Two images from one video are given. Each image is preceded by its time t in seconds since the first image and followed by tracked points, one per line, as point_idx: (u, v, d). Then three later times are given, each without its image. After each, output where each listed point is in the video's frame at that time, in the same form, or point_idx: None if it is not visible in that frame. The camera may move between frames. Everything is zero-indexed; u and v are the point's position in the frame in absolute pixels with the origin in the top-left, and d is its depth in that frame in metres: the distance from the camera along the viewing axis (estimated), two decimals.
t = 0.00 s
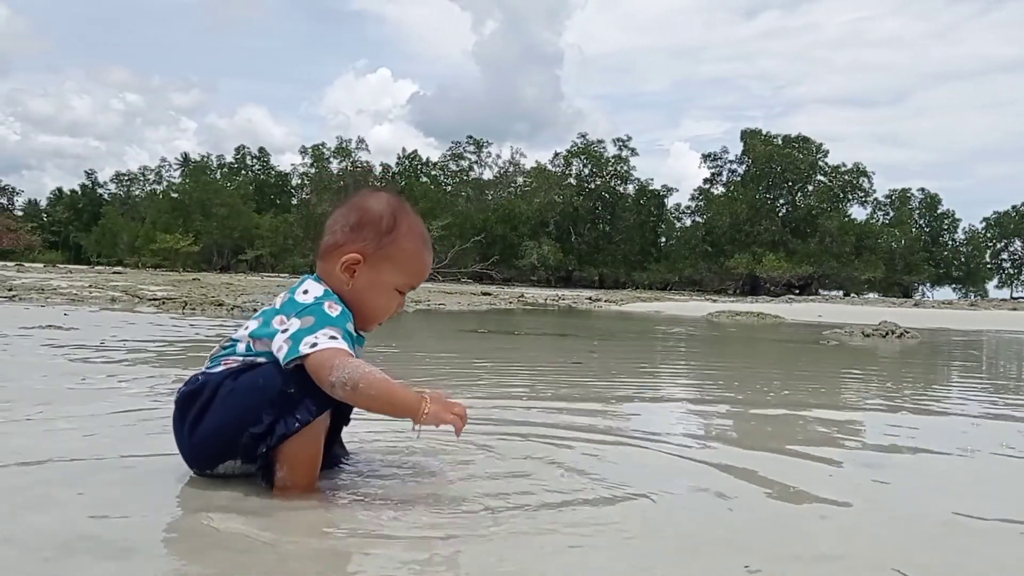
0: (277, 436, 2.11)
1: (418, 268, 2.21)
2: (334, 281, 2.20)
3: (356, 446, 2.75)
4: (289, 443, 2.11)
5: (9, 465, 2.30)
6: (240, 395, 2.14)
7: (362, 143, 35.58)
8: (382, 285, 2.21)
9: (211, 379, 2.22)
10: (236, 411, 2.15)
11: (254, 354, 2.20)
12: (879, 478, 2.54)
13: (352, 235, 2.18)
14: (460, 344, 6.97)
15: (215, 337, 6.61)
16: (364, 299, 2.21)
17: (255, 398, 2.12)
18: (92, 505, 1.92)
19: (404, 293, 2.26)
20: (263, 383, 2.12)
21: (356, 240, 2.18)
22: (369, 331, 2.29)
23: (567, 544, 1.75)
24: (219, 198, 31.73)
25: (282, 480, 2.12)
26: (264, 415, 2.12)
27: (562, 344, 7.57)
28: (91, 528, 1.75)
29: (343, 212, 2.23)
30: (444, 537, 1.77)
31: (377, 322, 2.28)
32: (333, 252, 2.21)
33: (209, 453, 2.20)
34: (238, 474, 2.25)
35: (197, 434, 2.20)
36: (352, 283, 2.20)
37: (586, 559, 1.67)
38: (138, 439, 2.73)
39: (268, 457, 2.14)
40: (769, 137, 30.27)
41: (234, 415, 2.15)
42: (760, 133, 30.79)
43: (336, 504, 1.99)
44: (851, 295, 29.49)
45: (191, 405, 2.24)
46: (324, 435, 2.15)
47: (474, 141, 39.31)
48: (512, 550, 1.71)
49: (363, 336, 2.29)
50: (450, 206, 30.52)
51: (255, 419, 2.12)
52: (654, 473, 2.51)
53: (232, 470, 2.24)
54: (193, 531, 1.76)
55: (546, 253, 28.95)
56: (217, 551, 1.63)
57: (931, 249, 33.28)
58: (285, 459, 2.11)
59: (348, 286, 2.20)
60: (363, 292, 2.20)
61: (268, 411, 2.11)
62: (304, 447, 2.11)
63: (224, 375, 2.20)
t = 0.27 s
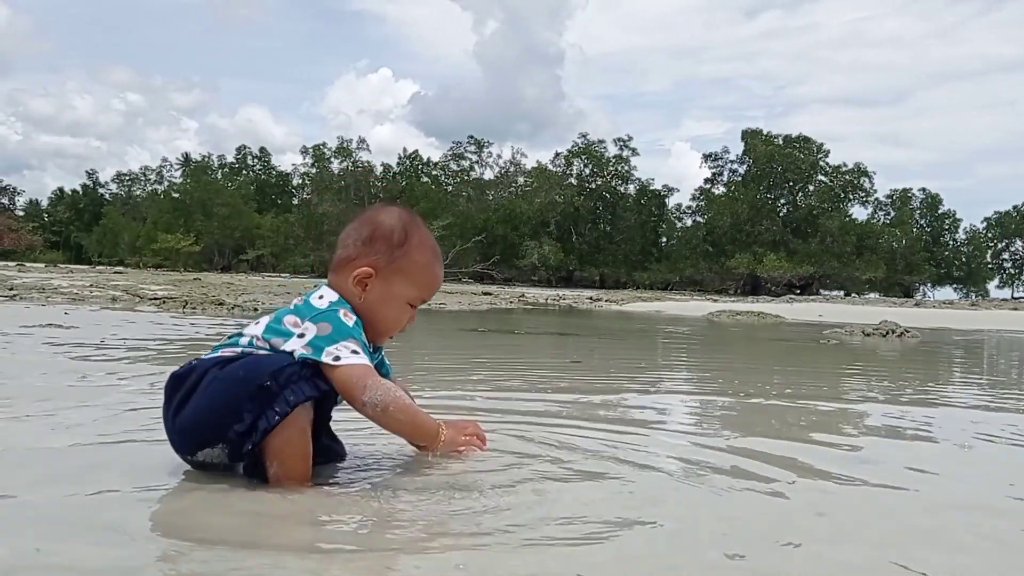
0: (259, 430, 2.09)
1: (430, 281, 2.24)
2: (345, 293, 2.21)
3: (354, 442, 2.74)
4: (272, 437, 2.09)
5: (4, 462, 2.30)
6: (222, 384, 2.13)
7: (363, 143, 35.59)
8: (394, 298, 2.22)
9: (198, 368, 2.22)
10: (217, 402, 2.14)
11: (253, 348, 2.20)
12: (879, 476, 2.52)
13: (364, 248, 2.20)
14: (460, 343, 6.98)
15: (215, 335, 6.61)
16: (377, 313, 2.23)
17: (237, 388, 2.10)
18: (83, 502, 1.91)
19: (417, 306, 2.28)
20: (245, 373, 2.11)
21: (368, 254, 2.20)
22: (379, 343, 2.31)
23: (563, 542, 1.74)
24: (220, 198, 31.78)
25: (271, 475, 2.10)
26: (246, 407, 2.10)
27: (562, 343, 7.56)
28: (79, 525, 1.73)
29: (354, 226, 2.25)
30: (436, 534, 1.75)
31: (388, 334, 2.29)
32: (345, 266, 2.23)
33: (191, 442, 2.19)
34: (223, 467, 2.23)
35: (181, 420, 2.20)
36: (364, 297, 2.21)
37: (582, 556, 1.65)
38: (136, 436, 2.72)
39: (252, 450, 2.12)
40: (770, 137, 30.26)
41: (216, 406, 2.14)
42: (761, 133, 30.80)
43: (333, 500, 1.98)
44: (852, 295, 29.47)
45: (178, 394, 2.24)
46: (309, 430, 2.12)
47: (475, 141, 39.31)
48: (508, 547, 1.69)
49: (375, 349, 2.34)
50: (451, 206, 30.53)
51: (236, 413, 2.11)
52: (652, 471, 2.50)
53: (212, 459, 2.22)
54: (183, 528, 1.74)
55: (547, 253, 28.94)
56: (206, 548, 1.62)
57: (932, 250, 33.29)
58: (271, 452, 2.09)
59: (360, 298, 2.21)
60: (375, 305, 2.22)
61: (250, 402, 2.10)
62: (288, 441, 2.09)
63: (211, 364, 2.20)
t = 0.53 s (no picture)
0: (261, 429, 2.09)
1: (450, 302, 2.25)
2: (365, 306, 2.24)
3: (358, 443, 2.74)
4: (273, 437, 2.08)
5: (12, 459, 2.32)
6: (228, 379, 2.15)
7: (365, 143, 35.58)
8: (412, 315, 2.24)
9: (208, 361, 2.24)
10: (220, 398, 2.15)
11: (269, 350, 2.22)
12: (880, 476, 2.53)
13: (388, 263, 2.23)
14: (461, 343, 6.98)
15: (216, 335, 6.61)
16: (395, 328, 2.25)
17: (242, 386, 2.11)
18: (90, 500, 1.93)
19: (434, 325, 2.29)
20: (250, 371, 2.12)
21: (392, 270, 2.23)
22: (395, 358, 2.33)
23: (565, 542, 1.74)
24: (221, 198, 31.77)
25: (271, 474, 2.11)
26: (250, 406, 2.11)
27: (563, 343, 7.56)
28: (85, 525, 1.75)
29: (381, 241, 2.28)
30: (440, 537, 1.76)
31: (404, 351, 2.31)
32: (368, 279, 2.25)
33: (195, 433, 2.21)
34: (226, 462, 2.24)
35: (187, 411, 2.22)
36: (383, 310, 2.24)
37: (584, 556, 1.66)
38: (141, 435, 2.73)
39: (250, 448, 2.12)
40: (772, 137, 30.22)
41: (219, 402, 2.15)
42: (763, 133, 30.76)
43: (337, 502, 1.99)
44: (854, 295, 29.43)
45: (188, 386, 2.27)
46: (311, 433, 2.11)
47: (476, 141, 39.30)
48: (510, 548, 1.69)
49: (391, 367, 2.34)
50: (452, 206, 30.51)
51: (238, 411, 2.12)
52: (654, 471, 2.51)
53: (213, 452, 2.23)
54: (190, 527, 1.75)
55: (548, 253, 28.91)
56: (212, 549, 1.63)
57: (934, 250, 33.25)
58: (271, 453, 2.09)
59: (379, 313, 2.24)
60: (393, 320, 2.24)
61: (253, 401, 2.10)
62: (289, 442, 2.09)
63: (220, 359, 2.22)
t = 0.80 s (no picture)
0: (269, 430, 2.09)
1: (469, 322, 2.27)
2: (386, 317, 2.23)
3: (360, 445, 2.74)
4: (280, 439, 2.08)
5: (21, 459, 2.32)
6: (243, 376, 2.14)
7: (366, 143, 35.60)
8: (431, 331, 2.25)
9: (224, 355, 2.25)
10: (229, 395, 2.15)
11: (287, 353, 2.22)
12: (885, 478, 2.52)
13: (413, 277, 2.23)
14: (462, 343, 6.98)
15: (218, 336, 6.62)
16: (414, 343, 2.25)
17: (255, 384, 2.11)
18: (100, 501, 1.94)
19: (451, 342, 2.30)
20: (265, 371, 2.12)
21: (416, 283, 2.23)
22: (407, 371, 2.33)
23: (571, 545, 1.75)
24: (223, 198, 31.80)
25: (275, 477, 2.10)
26: (260, 405, 2.10)
27: (565, 344, 7.57)
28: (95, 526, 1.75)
29: (407, 254, 2.27)
30: (448, 539, 1.75)
31: (418, 365, 2.31)
32: (392, 290, 2.25)
33: (201, 428, 2.20)
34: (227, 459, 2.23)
35: (195, 404, 2.21)
36: (404, 324, 2.24)
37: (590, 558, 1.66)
38: (144, 438, 2.73)
39: (257, 448, 2.11)
40: (773, 137, 30.18)
41: (229, 398, 2.15)
42: (764, 133, 30.75)
43: (340, 504, 1.98)
44: (855, 295, 29.41)
45: (200, 378, 2.27)
46: (317, 437, 2.12)
47: (477, 141, 39.30)
48: (516, 548, 1.70)
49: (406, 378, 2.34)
50: (453, 206, 30.51)
51: (247, 410, 2.11)
52: (661, 472, 2.50)
53: (217, 449, 2.22)
54: (196, 530, 1.76)
55: (549, 253, 28.91)
56: (218, 550, 1.63)
57: (936, 250, 33.22)
58: (278, 455, 2.10)
59: (400, 325, 2.23)
60: (413, 334, 2.24)
61: (264, 400, 2.10)
62: (297, 445, 2.09)
63: (236, 354, 2.22)
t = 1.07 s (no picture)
0: (276, 430, 2.08)
1: (483, 330, 2.27)
2: (402, 322, 2.24)
3: (361, 444, 2.73)
4: (287, 440, 2.08)
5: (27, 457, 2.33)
6: (252, 374, 2.14)
7: (367, 143, 35.59)
8: (445, 337, 2.25)
9: (234, 351, 2.23)
10: (238, 394, 2.14)
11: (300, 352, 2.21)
12: (887, 478, 2.51)
13: (431, 282, 2.24)
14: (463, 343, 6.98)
15: (218, 336, 6.62)
16: (427, 347, 2.26)
17: (265, 384, 2.10)
18: (104, 501, 1.93)
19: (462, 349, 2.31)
20: (276, 370, 2.11)
21: (433, 288, 2.23)
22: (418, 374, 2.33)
23: (574, 545, 1.74)
24: (224, 198, 31.78)
25: (279, 476, 2.10)
26: (269, 404, 2.09)
27: (565, 344, 7.56)
28: (100, 524, 1.75)
29: (426, 257, 2.27)
30: (450, 539, 1.75)
31: (429, 370, 2.32)
32: (408, 293, 2.25)
33: (210, 422, 2.20)
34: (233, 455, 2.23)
35: (204, 399, 2.21)
36: (419, 328, 2.24)
37: (593, 558, 1.65)
38: (145, 437, 2.73)
39: (263, 447, 2.11)
40: (775, 137, 30.15)
41: (236, 396, 2.14)
42: (765, 133, 30.74)
43: (344, 505, 1.98)
44: (857, 295, 29.38)
45: (210, 372, 2.26)
46: (324, 439, 2.11)
47: (478, 141, 39.27)
48: (519, 548, 1.69)
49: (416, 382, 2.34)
50: (454, 206, 30.48)
51: (255, 409, 2.11)
52: (663, 472, 2.50)
53: (224, 444, 2.22)
54: (200, 530, 1.76)
55: (550, 253, 28.89)
56: (223, 551, 1.63)
57: (937, 250, 33.20)
58: (284, 455, 2.09)
59: (414, 328, 2.24)
60: (426, 339, 2.25)
61: (273, 401, 2.09)
62: (304, 447, 2.08)
63: (248, 351, 2.21)
